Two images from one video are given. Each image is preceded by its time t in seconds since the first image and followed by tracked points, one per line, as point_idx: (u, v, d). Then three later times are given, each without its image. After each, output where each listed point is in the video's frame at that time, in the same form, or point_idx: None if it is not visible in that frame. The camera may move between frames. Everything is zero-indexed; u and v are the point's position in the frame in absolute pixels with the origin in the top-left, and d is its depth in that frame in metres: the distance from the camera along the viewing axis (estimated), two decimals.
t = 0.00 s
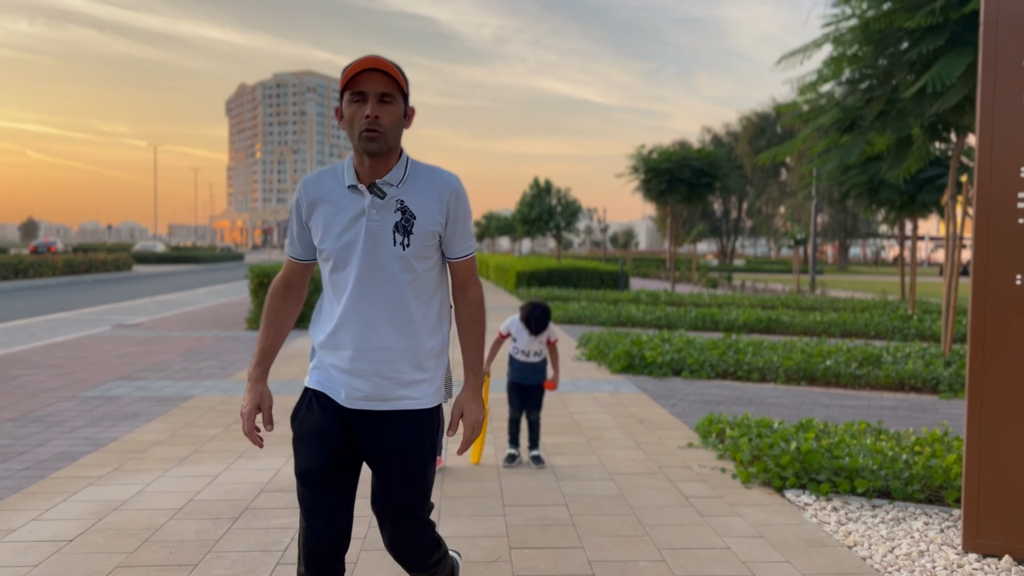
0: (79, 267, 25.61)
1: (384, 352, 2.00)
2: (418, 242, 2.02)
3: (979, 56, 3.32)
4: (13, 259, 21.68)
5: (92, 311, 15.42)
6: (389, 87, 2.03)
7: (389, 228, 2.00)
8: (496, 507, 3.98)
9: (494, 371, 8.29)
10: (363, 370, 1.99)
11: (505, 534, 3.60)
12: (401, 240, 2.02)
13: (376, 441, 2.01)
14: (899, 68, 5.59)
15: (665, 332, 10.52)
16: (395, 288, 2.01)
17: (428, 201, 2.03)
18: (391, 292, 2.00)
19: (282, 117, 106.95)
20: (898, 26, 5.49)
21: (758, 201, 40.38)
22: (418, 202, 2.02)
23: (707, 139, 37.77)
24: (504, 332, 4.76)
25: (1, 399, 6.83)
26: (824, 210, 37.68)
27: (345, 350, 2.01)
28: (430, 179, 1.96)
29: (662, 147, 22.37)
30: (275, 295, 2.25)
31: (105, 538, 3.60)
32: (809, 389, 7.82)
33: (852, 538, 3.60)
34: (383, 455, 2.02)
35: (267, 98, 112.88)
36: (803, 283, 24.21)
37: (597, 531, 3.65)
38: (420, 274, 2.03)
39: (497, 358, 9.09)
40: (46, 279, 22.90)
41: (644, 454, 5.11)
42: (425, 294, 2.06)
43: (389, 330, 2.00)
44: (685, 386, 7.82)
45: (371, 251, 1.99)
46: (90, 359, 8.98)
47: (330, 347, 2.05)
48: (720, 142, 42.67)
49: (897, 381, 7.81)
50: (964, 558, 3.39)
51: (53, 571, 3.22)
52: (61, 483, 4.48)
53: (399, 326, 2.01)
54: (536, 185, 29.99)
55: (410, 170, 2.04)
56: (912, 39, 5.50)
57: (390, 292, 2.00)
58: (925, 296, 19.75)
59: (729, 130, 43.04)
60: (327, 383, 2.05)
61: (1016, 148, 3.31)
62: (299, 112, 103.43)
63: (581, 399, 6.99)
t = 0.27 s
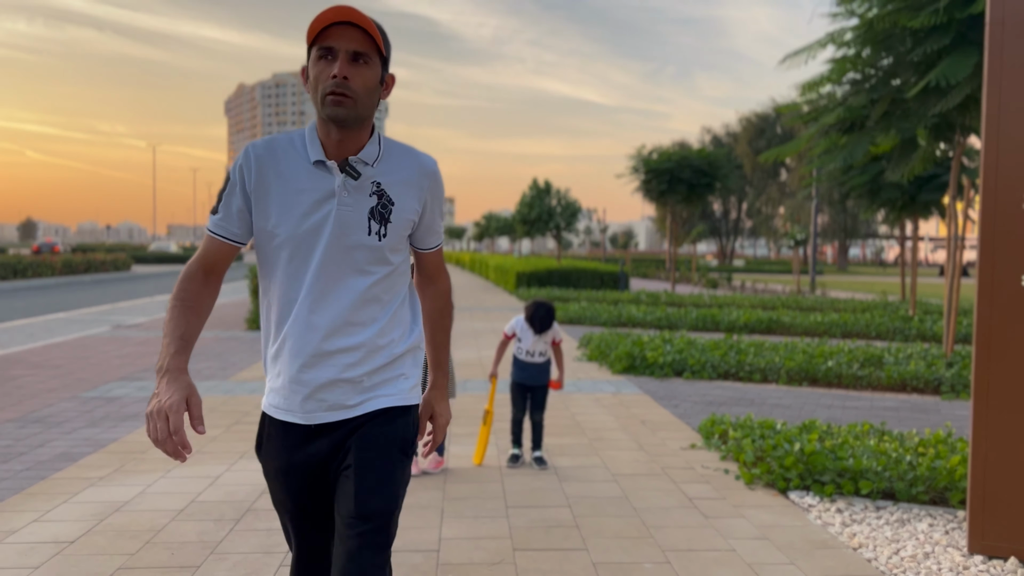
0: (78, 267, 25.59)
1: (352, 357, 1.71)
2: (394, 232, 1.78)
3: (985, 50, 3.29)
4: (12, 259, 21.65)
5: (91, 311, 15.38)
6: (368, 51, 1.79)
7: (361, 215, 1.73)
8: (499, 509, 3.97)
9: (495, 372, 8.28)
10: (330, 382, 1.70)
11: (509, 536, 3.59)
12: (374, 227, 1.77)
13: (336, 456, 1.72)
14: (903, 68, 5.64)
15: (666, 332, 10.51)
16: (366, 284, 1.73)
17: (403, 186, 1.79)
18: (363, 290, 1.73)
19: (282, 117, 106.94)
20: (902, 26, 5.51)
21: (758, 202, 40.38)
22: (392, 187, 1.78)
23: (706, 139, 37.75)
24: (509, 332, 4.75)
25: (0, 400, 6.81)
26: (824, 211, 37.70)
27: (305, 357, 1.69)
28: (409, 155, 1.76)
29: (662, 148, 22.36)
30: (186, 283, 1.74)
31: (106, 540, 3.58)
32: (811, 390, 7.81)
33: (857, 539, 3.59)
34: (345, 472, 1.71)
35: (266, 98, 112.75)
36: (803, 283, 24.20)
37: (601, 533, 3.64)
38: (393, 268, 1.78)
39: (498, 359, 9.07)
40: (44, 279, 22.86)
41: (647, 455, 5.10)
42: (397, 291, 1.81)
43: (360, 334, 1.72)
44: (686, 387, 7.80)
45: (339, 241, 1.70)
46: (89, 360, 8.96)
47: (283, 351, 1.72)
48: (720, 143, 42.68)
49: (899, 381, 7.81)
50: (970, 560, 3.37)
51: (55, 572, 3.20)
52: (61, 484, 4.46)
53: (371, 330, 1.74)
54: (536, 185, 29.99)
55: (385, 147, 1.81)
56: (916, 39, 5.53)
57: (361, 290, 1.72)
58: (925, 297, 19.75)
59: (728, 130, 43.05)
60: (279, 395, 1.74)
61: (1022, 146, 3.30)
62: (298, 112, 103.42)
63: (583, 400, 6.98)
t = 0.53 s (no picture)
0: (77, 267, 25.58)
1: (314, 390, 1.33)
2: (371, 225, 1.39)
3: (990, 48, 3.27)
4: (12, 259, 21.65)
5: (90, 311, 15.38)
6: None
7: (330, 202, 1.35)
8: (501, 509, 3.95)
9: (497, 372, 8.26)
10: (286, 419, 1.31)
11: (511, 536, 3.57)
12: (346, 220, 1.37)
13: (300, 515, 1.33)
14: (907, 67, 5.59)
15: (667, 332, 10.50)
16: (335, 293, 1.35)
17: (388, 168, 1.41)
18: (331, 300, 1.34)
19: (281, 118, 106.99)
20: (904, 25, 5.47)
21: (758, 202, 40.38)
22: (374, 170, 1.40)
23: (706, 139, 37.75)
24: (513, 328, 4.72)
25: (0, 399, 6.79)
26: (824, 211, 37.68)
27: (252, 390, 1.31)
28: (396, 132, 1.37)
29: (662, 148, 22.35)
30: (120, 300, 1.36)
31: (107, 540, 3.57)
32: (812, 390, 7.79)
33: (861, 539, 3.57)
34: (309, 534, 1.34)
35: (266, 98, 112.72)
36: (803, 284, 24.18)
37: (604, 533, 3.62)
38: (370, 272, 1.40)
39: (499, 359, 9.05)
40: (44, 279, 22.86)
41: (650, 455, 5.08)
42: (372, 302, 1.42)
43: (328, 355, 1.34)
44: (687, 387, 7.78)
45: (302, 235, 1.32)
46: (89, 360, 8.94)
47: (228, 379, 1.33)
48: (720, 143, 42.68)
49: (901, 381, 7.79)
50: (975, 560, 3.35)
51: (54, 573, 3.18)
52: (61, 484, 4.44)
53: (342, 353, 1.35)
54: (536, 185, 29.99)
55: (363, 119, 1.44)
56: (920, 38, 5.50)
57: (329, 300, 1.34)
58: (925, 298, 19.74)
59: (728, 131, 43.06)
60: (221, 433, 1.34)
61: None
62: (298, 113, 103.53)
63: (584, 400, 6.96)
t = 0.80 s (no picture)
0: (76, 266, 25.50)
1: (228, 430, 1.03)
2: (313, 199, 1.07)
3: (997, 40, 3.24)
4: (10, 259, 21.59)
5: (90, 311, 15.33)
6: None
7: (262, 174, 1.04)
8: (502, 508, 3.91)
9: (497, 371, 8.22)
10: (201, 463, 1.02)
11: (512, 535, 3.54)
12: (283, 193, 1.06)
13: None
14: (912, 63, 5.36)
15: (668, 331, 10.45)
16: (266, 297, 1.04)
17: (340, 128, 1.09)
18: (259, 306, 1.03)
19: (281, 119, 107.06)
20: (910, 18, 5.22)
21: (758, 201, 40.33)
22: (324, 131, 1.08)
23: (707, 138, 37.70)
24: (513, 326, 4.67)
25: None
26: (824, 210, 37.63)
27: (153, 427, 1.04)
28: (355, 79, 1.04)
29: (662, 147, 22.29)
30: (53, 310, 1.20)
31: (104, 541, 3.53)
32: (815, 389, 7.75)
33: (866, 539, 3.54)
34: None
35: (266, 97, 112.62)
36: (804, 283, 24.13)
37: (606, 533, 3.58)
38: (317, 269, 1.08)
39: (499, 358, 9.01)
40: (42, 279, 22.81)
41: (652, 454, 5.04)
42: (323, 307, 1.11)
43: (251, 379, 1.04)
44: (689, 386, 7.74)
45: (220, 220, 1.02)
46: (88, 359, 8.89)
47: (128, 414, 1.07)
48: (720, 142, 42.64)
49: (903, 380, 7.76)
50: (981, 560, 3.31)
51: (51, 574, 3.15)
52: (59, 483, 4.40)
53: (272, 376, 1.05)
54: (536, 184, 29.94)
55: (305, 61, 1.12)
56: (925, 33, 5.25)
57: (255, 305, 1.03)
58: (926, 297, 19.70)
59: (729, 130, 43.03)
60: (124, 471, 1.07)
61: None
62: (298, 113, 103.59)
63: (585, 399, 6.92)
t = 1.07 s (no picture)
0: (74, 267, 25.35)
1: None
2: (134, 167, 0.67)
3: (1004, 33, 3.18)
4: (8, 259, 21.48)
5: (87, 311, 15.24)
6: None
7: (43, 121, 0.65)
8: (501, 508, 3.86)
9: (495, 370, 8.17)
10: None
11: (512, 535, 3.49)
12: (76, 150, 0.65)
13: None
14: (915, 56, 5.32)
15: (667, 330, 10.40)
16: (47, 320, 0.64)
17: (180, 49, 0.68)
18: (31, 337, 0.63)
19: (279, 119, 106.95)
20: (914, 12, 5.14)
21: (756, 201, 40.34)
22: (154, 53, 0.67)
23: (705, 138, 37.69)
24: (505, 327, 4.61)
25: None
26: (823, 210, 37.63)
27: None
28: None
29: (661, 146, 22.24)
30: None
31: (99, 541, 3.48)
32: (815, 387, 7.70)
33: (870, 539, 3.49)
34: None
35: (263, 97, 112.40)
36: (802, 282, 24.10)
37: (606, 533, 3.54)
38: (135, 279, 0.67)
39: (498, 357, 8.96)
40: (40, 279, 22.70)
41: (651, 453, 4.99)
42: (153, 338, 0.70)
43: (12, 465, 0.63)
44: (689, 384, 7.70)
45: None
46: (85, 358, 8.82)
47: None
48: (718, 142, 42.63)
49: (904, 378, 7.71)
50: (987, 560, 3.27)
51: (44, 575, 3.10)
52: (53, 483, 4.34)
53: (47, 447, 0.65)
54: (534, 184, 29.88)
55: None
56: (928, 27, 5.19)
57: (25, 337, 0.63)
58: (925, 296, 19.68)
59: (727, 129, 43.03)
60: None
61: None
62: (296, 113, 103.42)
63: (584, 398, 6.88)
